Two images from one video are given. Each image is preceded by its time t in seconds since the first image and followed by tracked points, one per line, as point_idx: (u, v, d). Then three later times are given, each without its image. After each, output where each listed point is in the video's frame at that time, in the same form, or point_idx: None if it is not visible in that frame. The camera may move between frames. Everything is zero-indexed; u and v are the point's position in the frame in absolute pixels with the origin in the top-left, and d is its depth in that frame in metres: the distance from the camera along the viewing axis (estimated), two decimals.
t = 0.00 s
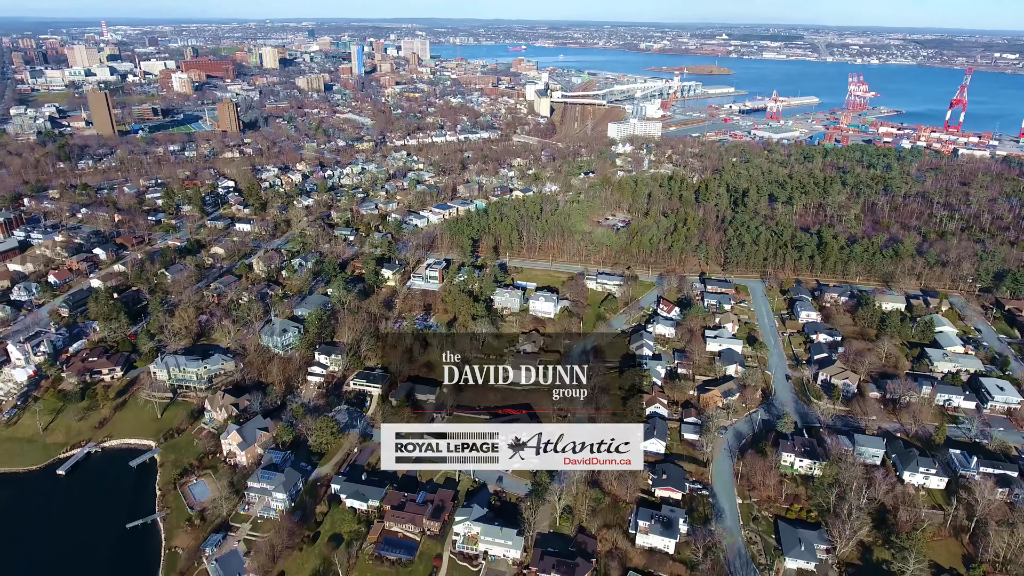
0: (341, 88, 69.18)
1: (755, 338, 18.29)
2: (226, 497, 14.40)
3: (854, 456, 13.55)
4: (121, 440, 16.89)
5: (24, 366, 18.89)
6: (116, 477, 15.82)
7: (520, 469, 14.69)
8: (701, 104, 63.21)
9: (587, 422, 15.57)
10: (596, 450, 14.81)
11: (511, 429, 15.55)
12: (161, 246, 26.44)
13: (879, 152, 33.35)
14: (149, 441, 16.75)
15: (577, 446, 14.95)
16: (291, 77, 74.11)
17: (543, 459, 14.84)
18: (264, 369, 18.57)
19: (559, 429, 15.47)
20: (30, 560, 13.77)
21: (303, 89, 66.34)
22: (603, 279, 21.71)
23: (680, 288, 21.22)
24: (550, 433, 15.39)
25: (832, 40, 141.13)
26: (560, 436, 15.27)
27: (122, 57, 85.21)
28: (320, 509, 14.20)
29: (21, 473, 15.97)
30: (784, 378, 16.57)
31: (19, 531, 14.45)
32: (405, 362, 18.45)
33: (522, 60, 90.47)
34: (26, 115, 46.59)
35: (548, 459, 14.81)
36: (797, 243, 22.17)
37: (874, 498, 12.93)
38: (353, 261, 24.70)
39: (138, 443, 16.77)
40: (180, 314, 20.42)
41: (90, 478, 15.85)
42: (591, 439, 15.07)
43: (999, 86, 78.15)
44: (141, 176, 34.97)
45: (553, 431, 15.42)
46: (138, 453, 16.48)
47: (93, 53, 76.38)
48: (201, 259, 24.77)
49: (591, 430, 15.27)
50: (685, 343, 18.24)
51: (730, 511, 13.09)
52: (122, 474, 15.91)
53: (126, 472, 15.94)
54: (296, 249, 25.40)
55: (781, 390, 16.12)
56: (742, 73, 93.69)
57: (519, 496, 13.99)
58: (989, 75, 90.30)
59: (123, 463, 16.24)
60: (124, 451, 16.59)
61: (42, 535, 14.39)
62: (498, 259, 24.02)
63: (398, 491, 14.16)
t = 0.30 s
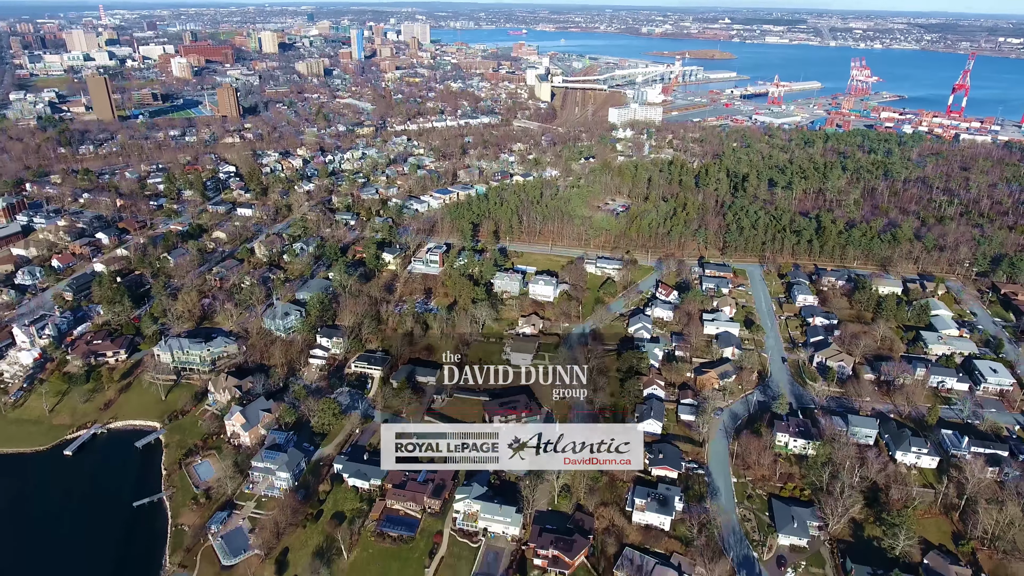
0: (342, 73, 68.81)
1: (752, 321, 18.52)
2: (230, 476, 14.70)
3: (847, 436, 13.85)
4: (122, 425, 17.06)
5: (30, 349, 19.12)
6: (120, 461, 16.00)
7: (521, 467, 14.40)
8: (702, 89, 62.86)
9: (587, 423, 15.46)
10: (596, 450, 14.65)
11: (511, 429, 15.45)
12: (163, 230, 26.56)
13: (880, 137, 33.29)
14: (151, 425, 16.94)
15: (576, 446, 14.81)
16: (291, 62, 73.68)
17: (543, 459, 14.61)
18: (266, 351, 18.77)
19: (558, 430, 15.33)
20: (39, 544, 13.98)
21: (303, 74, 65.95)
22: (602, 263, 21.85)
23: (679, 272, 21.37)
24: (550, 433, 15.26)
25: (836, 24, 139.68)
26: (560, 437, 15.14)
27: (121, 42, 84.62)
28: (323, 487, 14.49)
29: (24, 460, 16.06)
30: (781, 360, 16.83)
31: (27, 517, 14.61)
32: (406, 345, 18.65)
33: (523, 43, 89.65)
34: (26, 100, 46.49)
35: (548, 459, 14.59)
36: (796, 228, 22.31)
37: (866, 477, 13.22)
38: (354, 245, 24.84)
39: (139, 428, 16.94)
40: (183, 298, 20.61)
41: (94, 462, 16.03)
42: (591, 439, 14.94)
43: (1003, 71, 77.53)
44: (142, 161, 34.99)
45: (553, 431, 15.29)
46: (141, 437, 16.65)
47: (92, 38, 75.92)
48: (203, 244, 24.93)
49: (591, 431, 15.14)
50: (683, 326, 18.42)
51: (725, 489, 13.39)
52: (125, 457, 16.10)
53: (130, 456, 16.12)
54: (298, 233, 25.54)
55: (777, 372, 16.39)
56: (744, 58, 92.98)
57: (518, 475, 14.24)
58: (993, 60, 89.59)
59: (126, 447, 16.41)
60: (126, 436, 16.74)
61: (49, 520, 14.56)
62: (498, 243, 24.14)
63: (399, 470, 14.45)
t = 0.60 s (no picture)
0: (341, 57, 68.38)
1: (749, 305, 18.74)
2: (235, 455, 14.97)
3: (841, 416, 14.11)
4: (123, 420, 16.97)
5: (35, 332, 19.33)
6: (121, 456, 15.90)
7: (519, 466, 14.14)
8: (704, 73, 62.47)
9: (586, 411, 15.53)
10: (596, 450, 14.40)
11: (511, 430, 15.22)
12: (165, 215, 26.69)
13: (882, 121, 33.21)
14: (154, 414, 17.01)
15: (576, 446, 14.58)
16: (291, 46, 73.21)
17: (542, 459, 14.38)
18: (269, 334, 18.98)
19: (558, 430, 15.08)
20: (42, 539, 13.85)
21: (303, 59, 65.55)
22: (602, 248, 21.99)
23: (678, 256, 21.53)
24: (550, 433, 15.03)
25: (840, 8, 138.15)
26: (560, 437, 14.90)
27: (119, 26, 84.00)
28: (326, 466, 14.77)
29: (23, 458, 15.89)
30: (778, 343, 17.07)
31: (27, 514, 14.42)
32: (407, 328, 18.85)
33: (524, 27, 88.93)
34: (26, 85, 46.37)
35: (547, 458, 14.36)
36: (795, 212, 22.43)
37: (859, 456, 13.49)
38: (355, 229, 24.97)
39: (140, 422, 16.86)
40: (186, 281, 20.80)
41: (95, 457, 15.92)
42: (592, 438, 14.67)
43: (1008, 55, 76.78)
44: (143, 146, 35.00)
45: (553, 431, 15.05)
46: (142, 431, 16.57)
47: (91, 23, 75.37)
48: (205, 228, 25.09)
49: (591, 431, 14.87)
50: (681, 310, 18.61)
51: (720, 468, 13.67)
52: (127, 452, 16.01)
53: (131, 451, 16.02)
54: (299, 218, 25.67)
55: (773, 355, 16.64)
56: (747, 42, 92.15)
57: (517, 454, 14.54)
58: (998, 45, 88.79)
59: (127, 441, 16.33)
60: (126, 431, 16.63)
61: (50, 516, 14.41)
62: (498, 228, 24.26)
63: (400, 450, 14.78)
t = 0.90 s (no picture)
0: (341, 41, 67.90)
1: (747, 288, 18.95)
2: (239, 435, 15.24)
3: (835, 396, 14.38)
4: (126, 416, 16.75)
5: (40, 314, 19.52)
6: (123, 453, 15.71)
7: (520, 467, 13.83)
8: (706, 57, 62.03)
9: (584, 392, 15.73)
10: (596, 449, 14.15)
11: (510, 412, 15.44)
12: (166, 199, 26.78)
13: (883, 106, 33.11)
14: (159, 407, 16.92)
15: (576, 447, 14.23)
16: (290, 30, 72.69)
17: (542, 459, 14.06)
18: (271, 317, 19.17)
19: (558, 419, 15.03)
20: (43, 538, 13.65)
21: (302, 43, 65.10)
22: (601, 232, 22.12)
23: (676, 240, 21.68)
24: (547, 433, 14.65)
25: None
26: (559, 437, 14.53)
27: (117, 9, 83.29)
28: (328, 445, 15.03)
29: (24, 454, 15.71)
30: (774, 326, 17.30)
31: (27, 516, 14.16)
32: (407, 311, 19.02)
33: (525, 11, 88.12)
34: (25, 69, 46.15)
35: (547, 459, 14.04)
36: (793, 196, 22.56)
37: (852, 436, 13.77)
38: (356, 213, 25.08)
39: (143, 417, 16.66)
40: (188, 265, 20.96)
41: (96, 454, 15.72)
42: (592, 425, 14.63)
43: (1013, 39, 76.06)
44: (143, 131, 34.96)
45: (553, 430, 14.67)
46: (145, 427, 16.36)
47: (88, 6, 74.77)
48: (206, 212, 25.20)
49: (592, 426, 14.66)
50: (679, 293, 18.78)
51: (716, 447, 13.96)
52: (129, 448, 15.81)
53: (134, 447, 15.83)
54: (299, 202, 25.76)
55: (770, 337, 16.87)
56: (749, 26, 91.30)
57: (516, 433, 14.81)
58: (1003, 28, 87.90)
59: (130, 437, 16.13)
60: (129, 427, 16.41)
61: (50, 516, 14.16)
62: (497, 212, 24.37)
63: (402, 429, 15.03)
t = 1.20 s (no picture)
0: (340, 25, 67.37)
1: (745, 271, 19.15)
2: (243, 415, 15.49)
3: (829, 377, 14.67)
4: (130, 410, 16.60)
5: (44, 297, 19.71)
6: (126, 447, 15.54)
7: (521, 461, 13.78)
8: (708, 41, 61.55)
9: (583, 373, 15.94)
10: (595, 430, 14.32)
11: (509, 393, 15.66)
12: (167, 183, 26.85)
13: (884, 90, 33.00)
14: (164, 402, 16.79)
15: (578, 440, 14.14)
16: (289, 13, 72.07)
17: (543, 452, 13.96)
18: (273, 301, 19.32)
19: (557, 399, 15.26)
20: (44, 532, 13.49)
21: (302, 27, 64.59)
22: (600, 216, 22.22)
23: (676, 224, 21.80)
24: (546, 424, 14.58)
25: None
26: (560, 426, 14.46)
27: None
28: (330, 425, 15.28)
29: (26, 446, 15.56)
30: (772, 308, 17.51)
31: (28, 509, 14.00)
32: (408, 294, 19.17)
33: None
34: (23, 53, 45.92)
35: (548, 451, 13.94)
36: (792, 179, 22.67)
37: (846, 415, 14.02)
38: (356, 197, 25.15)
39: (148, 412, 16.50)
40: (190, 248, 21.09)
41: (98, 450, 15.53)
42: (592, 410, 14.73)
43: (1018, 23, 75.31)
44: (143, 115, 34.90)
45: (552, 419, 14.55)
46: (149, 422, 16.20)
47: None
48: (207, 196, 25.29)
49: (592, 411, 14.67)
50: (677, 276, 18.94)
51: (712, 427, 14.21)
52: (132, 443, 15.65)
53: (137, 442, 15.67)
54: (300, 185, 25.84)
55: (767, 319, 17.09)
56: (752, 9, 90.40)
57: (515, 413, 15.06)
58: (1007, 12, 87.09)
59: (133, 432, 15.98)
60: (133, 422, 16.25)
61: (51, 509, 13.98)
62: (497, 195, 24.45)
63: (403, 410, 15.23)
